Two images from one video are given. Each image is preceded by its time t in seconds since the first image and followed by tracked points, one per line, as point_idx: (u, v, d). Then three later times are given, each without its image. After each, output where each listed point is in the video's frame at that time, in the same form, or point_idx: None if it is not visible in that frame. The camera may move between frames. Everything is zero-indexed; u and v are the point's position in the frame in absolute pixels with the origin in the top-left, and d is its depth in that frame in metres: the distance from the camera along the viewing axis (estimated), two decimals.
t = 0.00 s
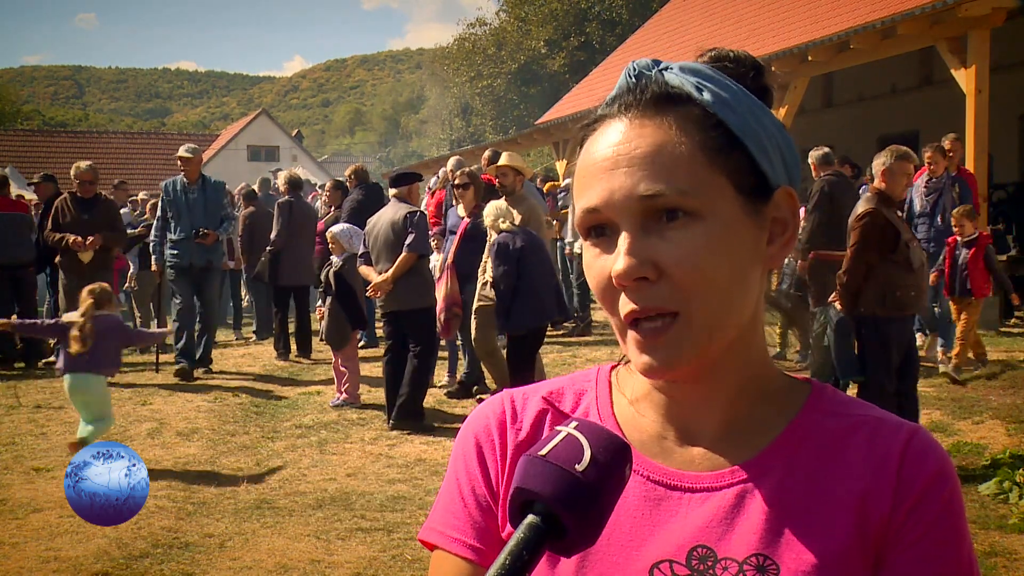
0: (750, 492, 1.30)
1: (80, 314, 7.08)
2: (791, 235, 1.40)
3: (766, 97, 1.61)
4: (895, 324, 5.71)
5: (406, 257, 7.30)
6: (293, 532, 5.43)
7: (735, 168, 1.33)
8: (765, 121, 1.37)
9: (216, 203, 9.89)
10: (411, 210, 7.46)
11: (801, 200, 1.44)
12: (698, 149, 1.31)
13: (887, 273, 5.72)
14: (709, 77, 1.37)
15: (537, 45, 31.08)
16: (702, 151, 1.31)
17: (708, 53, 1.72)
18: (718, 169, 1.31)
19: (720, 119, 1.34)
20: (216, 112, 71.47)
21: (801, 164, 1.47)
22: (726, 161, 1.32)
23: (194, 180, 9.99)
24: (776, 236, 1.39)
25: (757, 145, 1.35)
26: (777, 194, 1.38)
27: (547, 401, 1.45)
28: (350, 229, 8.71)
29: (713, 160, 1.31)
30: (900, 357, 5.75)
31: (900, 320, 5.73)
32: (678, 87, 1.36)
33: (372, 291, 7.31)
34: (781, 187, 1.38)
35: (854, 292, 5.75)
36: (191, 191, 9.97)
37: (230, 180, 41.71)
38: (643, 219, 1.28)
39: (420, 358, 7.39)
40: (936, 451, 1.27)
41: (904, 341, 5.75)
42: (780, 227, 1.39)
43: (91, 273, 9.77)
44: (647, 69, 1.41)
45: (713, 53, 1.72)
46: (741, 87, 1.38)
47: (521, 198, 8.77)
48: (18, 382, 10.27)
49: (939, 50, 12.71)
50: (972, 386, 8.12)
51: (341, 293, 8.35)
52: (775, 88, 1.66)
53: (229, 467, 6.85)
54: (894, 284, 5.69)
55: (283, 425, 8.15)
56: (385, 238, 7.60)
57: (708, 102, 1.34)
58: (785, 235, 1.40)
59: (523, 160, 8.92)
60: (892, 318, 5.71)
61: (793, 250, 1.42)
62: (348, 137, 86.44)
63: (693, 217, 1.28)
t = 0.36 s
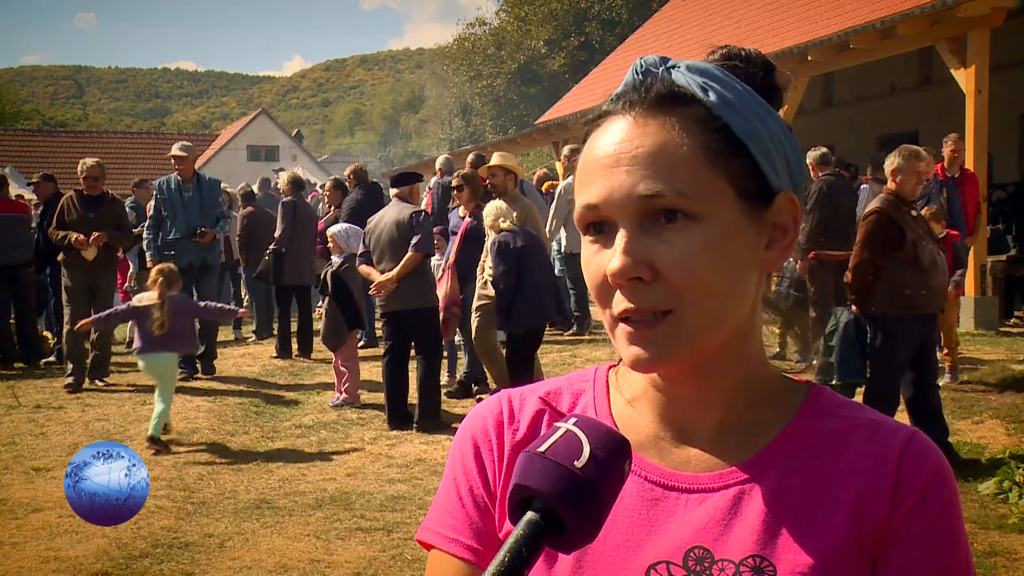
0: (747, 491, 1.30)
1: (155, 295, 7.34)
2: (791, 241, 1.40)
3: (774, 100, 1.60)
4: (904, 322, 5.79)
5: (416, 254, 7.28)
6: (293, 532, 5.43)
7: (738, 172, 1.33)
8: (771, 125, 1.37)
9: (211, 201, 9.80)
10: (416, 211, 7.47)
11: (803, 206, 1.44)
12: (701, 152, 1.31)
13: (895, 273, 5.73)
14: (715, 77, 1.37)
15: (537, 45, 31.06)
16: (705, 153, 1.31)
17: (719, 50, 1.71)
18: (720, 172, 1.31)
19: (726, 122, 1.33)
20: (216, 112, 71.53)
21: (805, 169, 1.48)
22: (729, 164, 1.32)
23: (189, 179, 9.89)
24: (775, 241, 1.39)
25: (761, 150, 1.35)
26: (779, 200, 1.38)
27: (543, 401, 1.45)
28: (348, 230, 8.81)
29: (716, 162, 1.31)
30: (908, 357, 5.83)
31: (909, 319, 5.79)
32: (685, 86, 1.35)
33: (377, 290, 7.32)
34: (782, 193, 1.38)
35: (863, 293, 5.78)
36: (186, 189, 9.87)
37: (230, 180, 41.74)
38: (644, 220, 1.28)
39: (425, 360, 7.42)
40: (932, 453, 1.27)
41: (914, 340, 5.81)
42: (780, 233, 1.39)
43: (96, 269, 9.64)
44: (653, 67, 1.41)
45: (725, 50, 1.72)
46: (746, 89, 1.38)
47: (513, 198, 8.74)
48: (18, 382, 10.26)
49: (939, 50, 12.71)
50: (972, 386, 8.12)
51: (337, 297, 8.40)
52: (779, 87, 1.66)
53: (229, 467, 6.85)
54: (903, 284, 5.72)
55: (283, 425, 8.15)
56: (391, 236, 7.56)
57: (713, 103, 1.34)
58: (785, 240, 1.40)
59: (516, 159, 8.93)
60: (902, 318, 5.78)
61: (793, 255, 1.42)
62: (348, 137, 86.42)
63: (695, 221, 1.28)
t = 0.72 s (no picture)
0: (742, 493, 1.30)
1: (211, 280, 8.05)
2: (791, 244, 1.41)
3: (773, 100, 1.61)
4: (928, 322, 5.78)
5: (432, 257, 7.29)
6: (293, 532, 5.43)
7: (742, 173, 1.34)
8: (774, 129, 1.39)
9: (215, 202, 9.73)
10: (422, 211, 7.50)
11: (804, 209, 1.45)
12: (705, 151, 1.31)
13: (916, 272, 5.80)
14: (721, 78, 1.37)
15: (537, 45, 31.06)
16: (710, 153, 1.31)
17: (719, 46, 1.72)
18: (724, 172, 1.32)
19: (732, 123, 1.34)
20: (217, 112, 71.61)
21: (805, 172, 1.48)
22: (734, 165, 1.33)
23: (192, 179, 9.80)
24: (776, 244, 1.40)
25: (765, 152, 1.36)
26: (780, 202, 1.39)
27: (539, 404, 1.45)
28: (346, 231, 8.80)
29: (720, 162, 1.32)
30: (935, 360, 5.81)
31: (933, 318, 5.78)
32: (693, 87, 1.36)
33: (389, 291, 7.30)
34: (783, 195, 1.39)
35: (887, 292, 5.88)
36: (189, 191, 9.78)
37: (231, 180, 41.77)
38: (646, 218, 1.28)
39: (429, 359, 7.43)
40: (928, 454, 1.28)
41: (939, 340, 5.80)
42: (780, 236, 1.40)
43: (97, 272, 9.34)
44: (660, 65, 1.41)
45: (724, 47, 1.73)
46: (751, 91, 1.38)
47: (514, 198, 8.84)
48: (18, 382, 10.26)
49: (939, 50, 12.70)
50: (972, 386, 8.12)
51: (336, 298, 8.42)
52: (777, 89, 1.66)
53: (229, 467, 6.85)
54: (925, 281, 5.76)
55: (283, 425, 8.15)
56: (404, 237, 7.48)
57: (720, 104, 1.34)
58: (785, 243, 1.40)
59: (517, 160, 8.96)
60: (927, 317, 5.78)
61: (793, 259, 1.42)
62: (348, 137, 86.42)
63: (699, 222, 1.28)
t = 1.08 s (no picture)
0: (741, 491, 1.30)
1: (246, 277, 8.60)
2: (789, 244, 1.41)
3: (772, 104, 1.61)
4: (944, 321, 5.80)
5: (447, 256, 7.33)
6: (293, 532, 5.43)
7: (743, 173, 1.34)
8: (774, 127, 1.39)
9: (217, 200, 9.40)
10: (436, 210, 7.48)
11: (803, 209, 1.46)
12: (706, 147, 1.31)
13: (930, 270, 5.81)
14: (723, 76, 1.38)
15: (537, 45, 31.13)
16: (711, 150, 1.32)
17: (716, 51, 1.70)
18: (726, 169, 1.32)
19: (732, 120, 1.35)
20: (217, 112, 71.60)
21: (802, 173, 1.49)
22: (735, 163, 1.33)
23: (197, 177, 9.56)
24: (774, 243, 1.40)
25: (766, 151, 1.37)
26: (780, 202, 1.39)
27: (536, 406, 1.45)
28: (346, 231, 8.79)
29: (721, 158, 1.32)
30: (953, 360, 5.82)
31: (950, 316, 5.79)
32: (695, 84, 1.36)
33: (405, 288, 7.24)
34: (783, 195, 1.40)
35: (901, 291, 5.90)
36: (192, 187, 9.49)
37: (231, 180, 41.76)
38: (648, 214, 1.28)
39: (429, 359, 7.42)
40: (925, 453, 1.28)
41: (956, 338, 5.81)
42: (779, 235, 1.40)
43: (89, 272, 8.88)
44: (662, 62, 1.41)
45: (725, 50, 1.71)
46: (751, 90, 1.39)
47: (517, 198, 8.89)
48: (17, 382, 10.26)
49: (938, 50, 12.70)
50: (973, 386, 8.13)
51: (337, 298, 8.42)
52: (777, 90, 1.67)
53: (229, 467, 6.85)
54: (941, 280, 5.77)
55: (283, 425, 8.14)
56: (418, 236, 7.42)
57: (722, 101, 1.35)
58: (784, 242, 1.41)
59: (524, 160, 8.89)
60: (943, 316, 5.79)
61: (791, 258, 1.43)
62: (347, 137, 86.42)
63: (700, 218, 1.29)
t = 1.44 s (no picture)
0: (741, 492, 1.30)
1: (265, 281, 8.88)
2: (790, 243, 1.41)
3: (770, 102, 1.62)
4: (948, 322, 5.79)
5: (451, 257, 7.39)
6: (292, 532, 5.43)
7: (745, 172, 1.34)
8: (774, 127, 1.39)
9: (205, 204, 8.72)
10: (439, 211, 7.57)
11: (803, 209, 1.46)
12: (708, 147, 1.31)
13: (934, 272, 5.80)
14: (724, 76, 1.38)
15: (537, 45, 31.16)
16: (713, 150, 1.32)
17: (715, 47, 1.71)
18: (726, 169, 1.32)
19: (734, 120, 1.34)
20: (216, 113, 71.62)
21: (803, 172, 1.49)
22: (736, 163, 1.33)
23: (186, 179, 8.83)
24: (775, 243, 1.40)
25: (767, 151, 1.37)
26: (779, 202, 1.40)
27: (533, 407, 1.45)
28: (344, 230, 8.77)
29: (722, 159, 1.32)
30: (956, 360, 5.82)
31: (954, 317, 5.78)
32: (696, 84, 1.36)
33: (408, 288, 7.22)
34: (783, 195, 1.40)
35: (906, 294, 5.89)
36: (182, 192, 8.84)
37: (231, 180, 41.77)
38: (651, 215, 1.28)
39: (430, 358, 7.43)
40: (923, 451, 1.28)
41: (962, 337, 5.80)
42: (779, 235, 1.40)
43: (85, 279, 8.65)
44: (662, 62, 1.41)
45: (720, 48, 1.72)
46: (751, 89, 1.39)
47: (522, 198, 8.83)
48: (18, 382, 10.26)
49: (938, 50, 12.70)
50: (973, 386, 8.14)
51: (337, 296, 8.45)
52: (774, 90, 1.67)
53: (229, 466, 6.85)
54: (944, 281, 5.77)
55: (283, 425, 8.14)
56: (422, 235, 7.44)
57: (723, 101, 1.34)
58: (784, 242, 1.41)
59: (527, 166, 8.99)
60: (947, 316, 5.79)
61: (791, 258, 1.43)
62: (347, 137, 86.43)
63: (701, 219, 1.29)
